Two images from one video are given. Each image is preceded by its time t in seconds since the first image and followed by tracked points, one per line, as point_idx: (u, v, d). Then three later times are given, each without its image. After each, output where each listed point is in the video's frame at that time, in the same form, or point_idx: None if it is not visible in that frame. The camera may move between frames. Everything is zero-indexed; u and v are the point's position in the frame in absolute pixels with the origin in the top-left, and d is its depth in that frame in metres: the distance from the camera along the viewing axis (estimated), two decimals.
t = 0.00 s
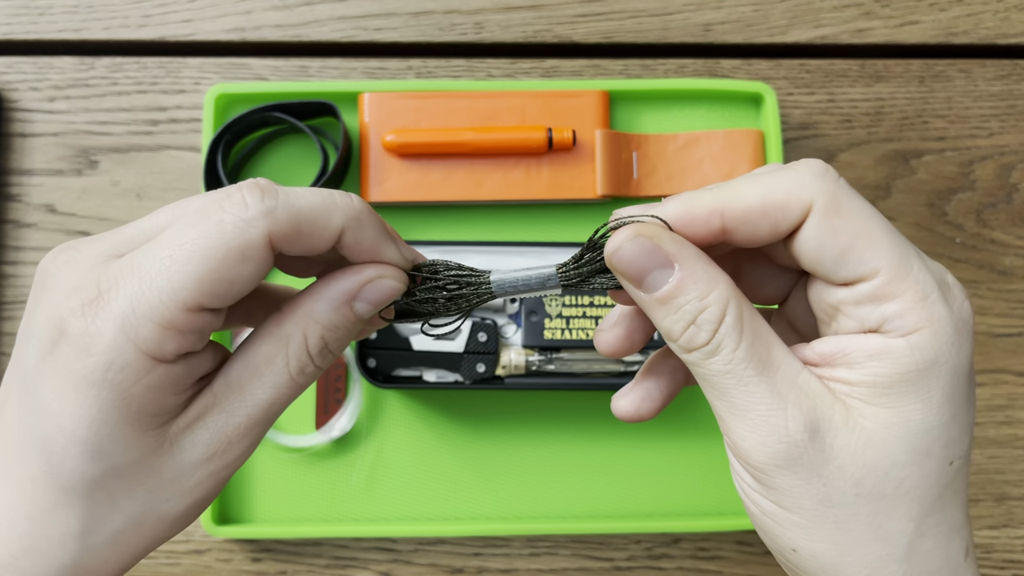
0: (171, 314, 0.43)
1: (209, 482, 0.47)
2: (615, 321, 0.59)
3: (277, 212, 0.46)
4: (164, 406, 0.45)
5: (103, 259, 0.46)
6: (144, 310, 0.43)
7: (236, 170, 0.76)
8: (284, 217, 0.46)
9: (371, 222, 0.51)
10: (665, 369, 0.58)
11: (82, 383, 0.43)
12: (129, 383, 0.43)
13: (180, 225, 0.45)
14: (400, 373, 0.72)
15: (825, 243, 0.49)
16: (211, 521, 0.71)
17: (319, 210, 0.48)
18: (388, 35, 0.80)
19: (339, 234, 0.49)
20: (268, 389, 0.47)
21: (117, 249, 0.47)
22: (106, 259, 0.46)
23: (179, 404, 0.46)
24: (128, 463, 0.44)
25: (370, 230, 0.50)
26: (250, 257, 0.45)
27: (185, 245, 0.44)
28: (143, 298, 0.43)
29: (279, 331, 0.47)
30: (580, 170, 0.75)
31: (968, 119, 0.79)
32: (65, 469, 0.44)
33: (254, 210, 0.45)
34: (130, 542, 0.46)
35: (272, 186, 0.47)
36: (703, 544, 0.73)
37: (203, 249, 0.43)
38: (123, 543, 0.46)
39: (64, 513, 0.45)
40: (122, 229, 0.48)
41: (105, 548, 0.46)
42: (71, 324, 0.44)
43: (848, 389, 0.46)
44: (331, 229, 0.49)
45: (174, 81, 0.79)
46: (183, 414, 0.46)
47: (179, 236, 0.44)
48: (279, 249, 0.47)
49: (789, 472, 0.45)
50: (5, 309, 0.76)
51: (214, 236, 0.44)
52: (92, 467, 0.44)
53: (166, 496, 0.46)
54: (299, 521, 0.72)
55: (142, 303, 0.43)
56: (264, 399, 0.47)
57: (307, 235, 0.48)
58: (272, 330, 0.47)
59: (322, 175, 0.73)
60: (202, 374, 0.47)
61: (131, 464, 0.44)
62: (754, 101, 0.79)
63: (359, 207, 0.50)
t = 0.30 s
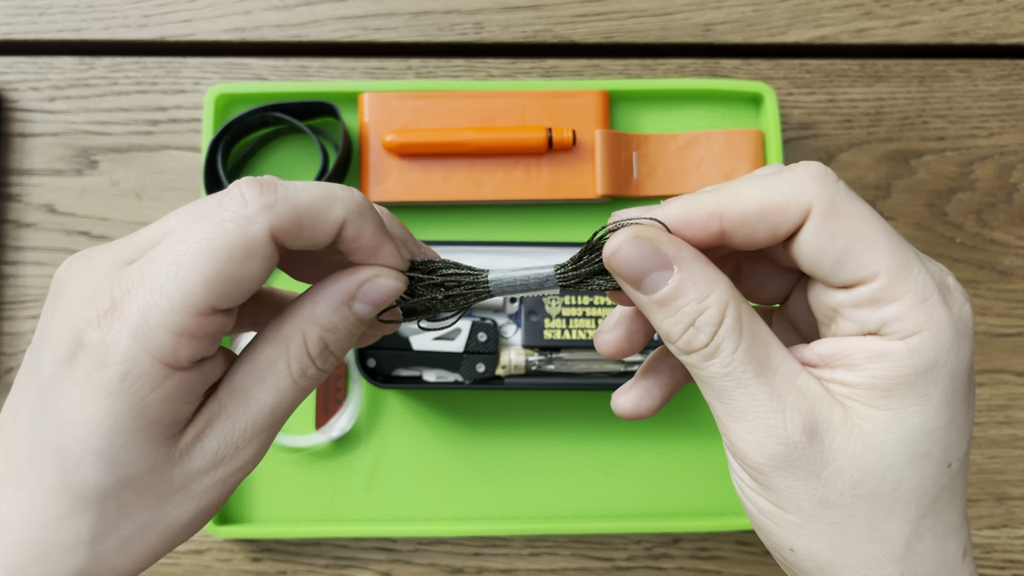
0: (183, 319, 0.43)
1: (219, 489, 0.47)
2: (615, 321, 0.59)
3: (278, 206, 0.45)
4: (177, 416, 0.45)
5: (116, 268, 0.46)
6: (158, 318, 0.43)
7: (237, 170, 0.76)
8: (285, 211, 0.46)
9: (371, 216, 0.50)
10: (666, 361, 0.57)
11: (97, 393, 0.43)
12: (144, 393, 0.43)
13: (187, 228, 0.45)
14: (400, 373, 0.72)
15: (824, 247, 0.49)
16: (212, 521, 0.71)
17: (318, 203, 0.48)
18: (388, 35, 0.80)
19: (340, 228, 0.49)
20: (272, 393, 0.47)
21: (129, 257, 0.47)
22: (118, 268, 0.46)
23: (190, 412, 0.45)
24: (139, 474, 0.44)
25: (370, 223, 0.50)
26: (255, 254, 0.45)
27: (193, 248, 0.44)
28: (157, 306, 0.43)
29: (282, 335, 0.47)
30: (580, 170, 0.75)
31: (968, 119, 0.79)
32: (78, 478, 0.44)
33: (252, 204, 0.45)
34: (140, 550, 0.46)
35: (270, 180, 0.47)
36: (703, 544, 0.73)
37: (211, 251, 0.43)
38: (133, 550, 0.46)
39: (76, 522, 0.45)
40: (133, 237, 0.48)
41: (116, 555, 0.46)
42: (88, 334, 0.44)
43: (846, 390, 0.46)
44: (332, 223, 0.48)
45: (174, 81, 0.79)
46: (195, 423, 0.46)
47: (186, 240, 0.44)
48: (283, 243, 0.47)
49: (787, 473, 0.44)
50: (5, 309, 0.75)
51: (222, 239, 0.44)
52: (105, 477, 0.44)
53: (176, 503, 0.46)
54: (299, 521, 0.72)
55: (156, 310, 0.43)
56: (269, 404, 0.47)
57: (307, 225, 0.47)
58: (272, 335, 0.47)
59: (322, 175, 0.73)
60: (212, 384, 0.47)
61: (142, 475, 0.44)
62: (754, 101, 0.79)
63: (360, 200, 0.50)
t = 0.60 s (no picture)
0: (186, 318, 0.43)
1: (218, 495, 0.47)
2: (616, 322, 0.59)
3: (281, 204, 0.46)
4: (179, 417, 0.44)
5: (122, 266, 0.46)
6: (161, 316, 0.43)
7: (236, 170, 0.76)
8: (287, 209, 0.46)
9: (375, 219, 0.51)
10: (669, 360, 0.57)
11: (101, 391, 0.43)
12: (146, 392, 0.43)
13: (192, 227, 0.45)
14: (400, 373, 0.72)
15: (828, 243, 0.49)
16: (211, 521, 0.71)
17: (321, 203, 0.48)
18: (388, 35, 0.80)
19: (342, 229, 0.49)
20: (273, 399, 0.46)
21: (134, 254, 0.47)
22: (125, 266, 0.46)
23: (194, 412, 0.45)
24: (139, 475, 0.44)
25: (372, 227, 0.50)
26: (258, 252, 0.44)
27: (197, 246, 0.44)
28: (162, 304, 0.43)
29: (283, 340, 0.47)
30: (580, 170, 0.75)
31: (968, 119, 0.79)
32: (79, 476, 0.44)
33: (256, 201, 0.45)
34: (138, 553, 0.46)
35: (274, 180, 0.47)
36: (703, 544, 0.73)
37: (213, 249, 0.43)
38: (131, 552, 0.46)
39: (76, 520, 0.45)
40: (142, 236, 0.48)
41: (113, 557, 0.45)
42: (94, 332, 0.44)
43: (850, 385, 0.46)
44: (333, 224, 0.48)
45: (174, 81, 0.79)
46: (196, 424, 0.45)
47: (191, 238, 0.44)
48: (285, 242, 0.47)
49: (790, 467, 0.44)
50: (5, 309, 0.75)
51: (226, 238, 0.44)
52: (106, 477, 0.44)
53: (174, 507, 0.45)
54: (299, 521, 0.72)
55: (159, 308, 0.43)
56: (270, 409, 0.46)
57: (309, 226, 0.47)
58: (276, 339, 0.47)
59: (322, 175, 0.73)
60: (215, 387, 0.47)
61: (142, 477, 0.44)
62: (754, 101, 0.79)
63: (365, 204, 0.50)
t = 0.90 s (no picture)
0: (178, 313, 0.43)
1: (211, 493, 0.46)
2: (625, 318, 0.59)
3: (276, 202, 0.45)
4: (170, 412, 0.44)
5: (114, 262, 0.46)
6: (152, 311, 0.43)
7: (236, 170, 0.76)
8: (282, 207, 0.46)
9: (372, 220, 0.50)
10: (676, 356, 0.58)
11: (90, 388, 0.43)
12: (137, 386, 0.43)
13: (185, 224, 0.45)
14: (400, 373, 0.72)
15: (842, 232, 0.49)
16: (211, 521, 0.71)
17: (318, 201, 0.48)
18: (388, 35, 0.80)
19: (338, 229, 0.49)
20: (269, 398, 0.46)
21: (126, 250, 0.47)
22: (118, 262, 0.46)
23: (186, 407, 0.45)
24: (130, 470, 0.44)
25: (369, 232, 0.50)
26: (251, 249, 0.44)
27: (189, 242, 0.44)
28: (152, 299, 0.43)
29: (281, 339, 0.47)
30: (580, 170, 0.75)
31: (968, 119, 0.79)
32: (70, 473, 0.44)
33: (251, 197, 0.45)
34: (130, 551, 0.46)
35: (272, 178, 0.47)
36: (703, 544, 0.73)
37: (206, 245, 0.43)
38: (122, 551, 0.46)
39: (68, 517, 0.45)
40: (137, 234, 0.48)
41: (105, 555, 0.45)
42: (83, 327, 0.44)
43: (864, 372, 0.46)
44: (328, 223, 0.48)
45: (174, 81, 0.79)
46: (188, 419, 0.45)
47: (183, 234, 0.44)
48: (279, 241, 0.47)
49: (808, 456, 0.44)
50: (5, 309, 0.75)
51: (219, 233, 0.44)
52: (96, 472, 0.44)
53: (166, 506, 0.45)
54: (299, 521, 0.72)
55: (150, 303, 0.43)
56: (264, 407, 0.46)
57: (304, 224, 0.47)
58: (274, 339, 0.47)
59: (322, 175, 0.73)
60: (208, 383, 0.47)
61: (134, 473, 0.44)
62: (754, 100, 0.79)
63: (360, 204, 0.50)
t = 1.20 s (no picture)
0: (178, 332, 0.43)
1: (218, 503, 0.47)
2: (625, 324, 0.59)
3: (273, 214, 0.45)
4: (174, 430, 0.44)
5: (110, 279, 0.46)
6: (151, 330, 0.43)
7: (236, 170, 0.76)
8: (280, 219, 0.46)
9: (371, 223, 0.50)
10: (677, 360, 0.58)
11: (92, 408, 0.43)
12: (139, 407, 0.43)
13: (184, 239, 0.44)
14: (400, 373, 0.72)
15: (844, 234, 0.49)
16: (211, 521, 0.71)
17: (317, 208, 0.48)
18: (388, 35, 0.80)
19: (337, 236, 0.49)
20: (275, 408, 0.47)
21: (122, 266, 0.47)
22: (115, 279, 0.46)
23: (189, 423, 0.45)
24: (136, 486, 0.44)
25: (368, 233, 0.50)
26: (250, 264, 0.44)
27: (186, 259, 0.43)
28: (151, 319, 0.43)
29: (284, 349, 0.47)
30: (580, 170, 0.75)
31: (968, 119, 0.79)
32: (73, 490, 0.44)
33: (247, 211, 0.45)
34: (139, 561, 0.46)
35: (266, 189, 0.47)
36: (703, 544, 0.73)
37: (204, 262, 0.43)
38: (131, 561, 0.46)
39: (72, 533, 0.45)
40: (131, 245, 0.48)
41: (113, 567, 0.46)
42: (82, 347, 0.44)
43: (866, 375, 0.46)
44: (328, 232, 0.48)
45: (174, 81, 0.79)
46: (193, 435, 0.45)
47: (182, 251, 0.44)
48: (278, 253, 0.47)
49: (811, 459, 0.44)
50: (5, 309, 0.76)
51: (218, 250, 0.44)
52: (100, 491, 0.44)
53: (174, 517, 0.46)
54: (299, 522, 0.72)
55: (149, 322, 0.43)
56: (270, 419, 0.47)
57: (302, 234, 0.47)
58: (278, 350, 0.47)
59: (322, 175, 0.73)
60: (210, 396, 0.47)
61: (141, 488, 0.44)
62: (754, 100, 0.79)
63: (358, 210, 0.50)
